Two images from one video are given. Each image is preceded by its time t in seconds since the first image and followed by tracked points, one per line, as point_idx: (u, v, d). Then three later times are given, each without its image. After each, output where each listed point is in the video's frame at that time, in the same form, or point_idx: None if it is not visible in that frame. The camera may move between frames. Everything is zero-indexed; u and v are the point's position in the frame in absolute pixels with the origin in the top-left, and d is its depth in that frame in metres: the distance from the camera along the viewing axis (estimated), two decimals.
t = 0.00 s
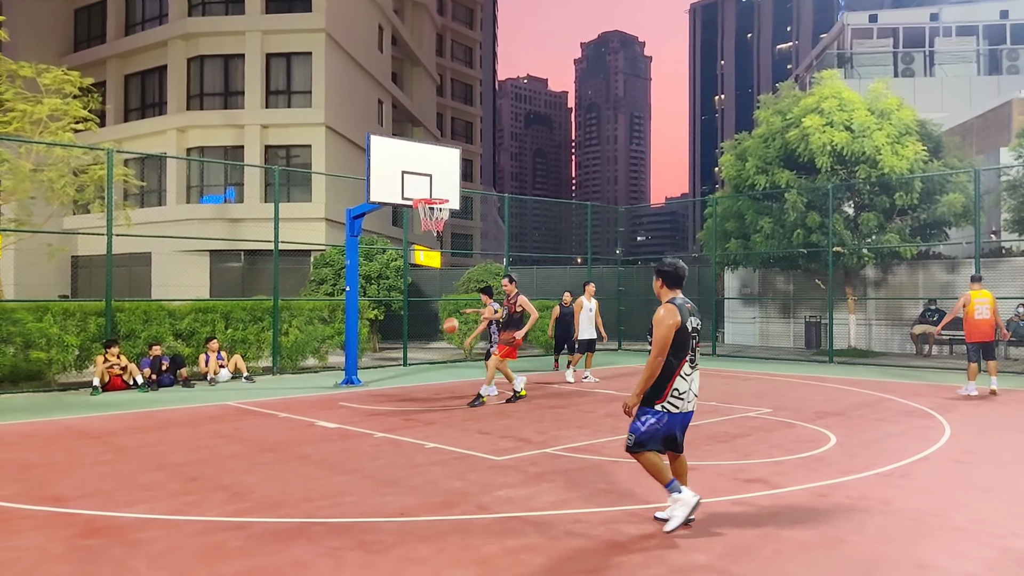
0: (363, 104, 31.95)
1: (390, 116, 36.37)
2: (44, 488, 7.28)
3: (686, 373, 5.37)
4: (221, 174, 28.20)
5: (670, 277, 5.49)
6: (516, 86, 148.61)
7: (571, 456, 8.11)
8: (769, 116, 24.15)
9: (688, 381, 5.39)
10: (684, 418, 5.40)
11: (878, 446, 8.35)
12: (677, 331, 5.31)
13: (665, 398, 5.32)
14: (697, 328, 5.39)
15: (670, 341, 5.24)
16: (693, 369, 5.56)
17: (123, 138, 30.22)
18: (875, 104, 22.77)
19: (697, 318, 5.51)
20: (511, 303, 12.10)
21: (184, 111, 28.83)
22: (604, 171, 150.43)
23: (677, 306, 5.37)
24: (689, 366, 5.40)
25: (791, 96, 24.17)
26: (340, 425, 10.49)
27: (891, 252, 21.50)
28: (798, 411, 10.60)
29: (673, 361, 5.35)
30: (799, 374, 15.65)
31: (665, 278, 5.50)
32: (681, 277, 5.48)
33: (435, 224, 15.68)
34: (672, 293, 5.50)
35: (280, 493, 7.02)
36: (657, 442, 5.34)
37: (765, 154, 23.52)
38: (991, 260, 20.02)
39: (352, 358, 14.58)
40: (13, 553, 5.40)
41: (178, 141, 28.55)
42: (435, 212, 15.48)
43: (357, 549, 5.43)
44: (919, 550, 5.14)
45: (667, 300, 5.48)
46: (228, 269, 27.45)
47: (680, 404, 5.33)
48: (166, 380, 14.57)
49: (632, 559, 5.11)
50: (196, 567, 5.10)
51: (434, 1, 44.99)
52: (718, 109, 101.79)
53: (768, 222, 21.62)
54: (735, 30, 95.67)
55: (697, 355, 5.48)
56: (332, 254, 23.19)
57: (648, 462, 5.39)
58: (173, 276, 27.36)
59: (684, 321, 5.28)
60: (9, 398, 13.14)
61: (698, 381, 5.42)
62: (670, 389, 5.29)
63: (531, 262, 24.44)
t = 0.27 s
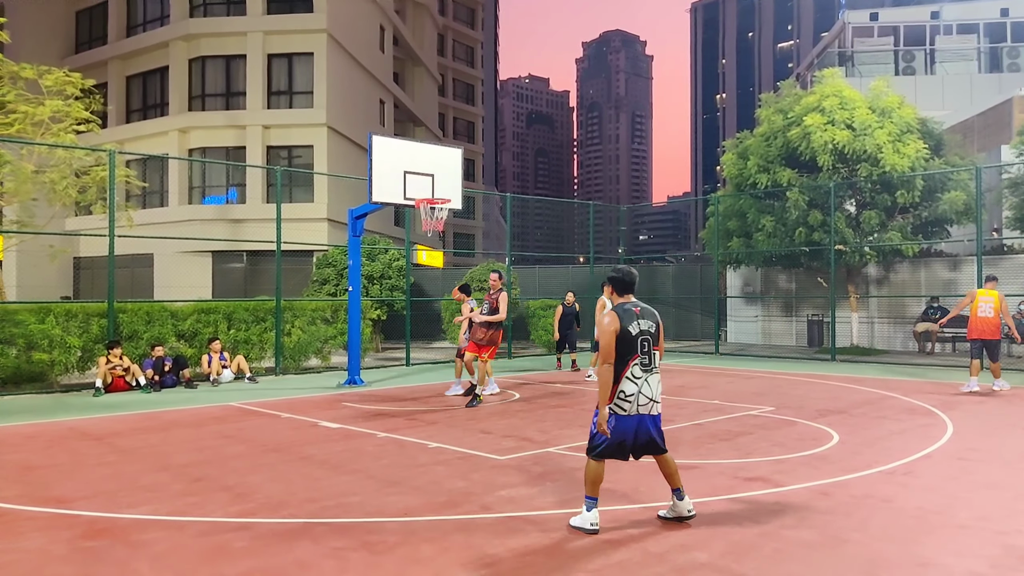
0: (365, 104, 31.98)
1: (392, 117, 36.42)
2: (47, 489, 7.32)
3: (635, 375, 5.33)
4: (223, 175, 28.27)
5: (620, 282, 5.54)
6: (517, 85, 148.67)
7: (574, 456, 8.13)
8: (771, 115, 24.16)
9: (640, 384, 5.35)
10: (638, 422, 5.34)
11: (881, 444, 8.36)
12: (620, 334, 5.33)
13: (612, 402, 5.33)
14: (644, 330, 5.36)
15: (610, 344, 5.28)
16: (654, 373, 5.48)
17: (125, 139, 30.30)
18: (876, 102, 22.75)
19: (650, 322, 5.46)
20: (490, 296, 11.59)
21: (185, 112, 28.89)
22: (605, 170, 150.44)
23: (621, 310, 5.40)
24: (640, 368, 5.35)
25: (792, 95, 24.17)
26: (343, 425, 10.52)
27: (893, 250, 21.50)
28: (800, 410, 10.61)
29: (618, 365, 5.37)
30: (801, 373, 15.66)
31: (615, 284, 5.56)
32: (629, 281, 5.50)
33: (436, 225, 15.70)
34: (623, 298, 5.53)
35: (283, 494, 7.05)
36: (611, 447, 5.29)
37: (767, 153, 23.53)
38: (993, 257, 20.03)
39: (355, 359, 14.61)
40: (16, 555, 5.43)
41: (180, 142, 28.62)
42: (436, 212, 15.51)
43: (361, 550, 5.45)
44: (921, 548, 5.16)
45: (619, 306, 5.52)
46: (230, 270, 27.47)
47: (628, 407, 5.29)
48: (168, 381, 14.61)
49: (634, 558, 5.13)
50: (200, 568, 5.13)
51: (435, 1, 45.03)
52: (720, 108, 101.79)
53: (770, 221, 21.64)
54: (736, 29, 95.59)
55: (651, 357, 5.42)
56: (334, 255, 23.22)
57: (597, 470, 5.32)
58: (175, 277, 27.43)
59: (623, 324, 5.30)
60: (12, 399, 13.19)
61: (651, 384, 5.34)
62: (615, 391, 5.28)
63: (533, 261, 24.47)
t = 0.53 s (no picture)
0: (364, 100, 31.96)
1: (391, 113, 36.44)
2: (44, 485, 7.35)
3: (596, 367, 5.38)
4: (221, 171, 28.27)
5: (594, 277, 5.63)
6: (516, 83, 148.56)
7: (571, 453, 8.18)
8: (769, 114, 24.20)
9: (604, 375, 5.37)
10: (602, 413, 5.34)
11: (876, 442, 8.43)
12: (578, 327, 5.46)
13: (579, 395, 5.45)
14: (600, 320, 5.40)
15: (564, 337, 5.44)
16: (627, 364, 5.42)
17: (122, 134, 30.27)
18: (874, 102, 22.83)
19: (615, 313, 5.45)
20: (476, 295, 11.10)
21: (183, 107, 28.85)
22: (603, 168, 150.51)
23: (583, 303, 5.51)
24: (601, 359, 5.39)
25: (791, 94, 24.23)
26: (341, 422, 10.56)
27: (889, 249, 21.62)
28: (796, 408, 10.68)
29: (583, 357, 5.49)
30: (798, 371, 15.73)
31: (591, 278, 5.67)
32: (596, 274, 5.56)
33: (435, 222, 15.72)
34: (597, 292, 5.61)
35: (281, 491, 7.09)
36: (579, 442, 5.36)
37: (765, 152, 23.59)
38: (988, 258, 20.21)
39: (353, 356, 14.65)
40: (13, 551, 5.46)
41: (177, 138, 28.59)
42: (435, 209, 15.54)
43: (358, 547, 5.49)
44: (914, 545, 5.21)
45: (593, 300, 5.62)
46: (227, 266, 27.48)
47: (590, 398, 5.35)
48: (165, 378, 14.63)
49: (630, 555, 5.19)
50: (198, 564, 5.17)
51: None
52: (718, 108, 101.91)
53: (768, 220, 21.73)
54: (735, 28, 95.62)
55: (615, 347, 5.41)
56: (332, 252, 23.23)
57: (584, 469, 5.36)
58: (171, 273, 27.44)
59: (576, 316, 5.43)
60: (7, 395, 13.18)
61: (611, 374, 5.34)
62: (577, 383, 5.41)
63: (531, 259, 24.52)
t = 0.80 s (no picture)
0: (360, 97, 31.94)
1: (387, 110, 36.42)
2: (39, 482, 7.36)
3: (569, 364, 5.47)
4: (216, 167, 28.24)
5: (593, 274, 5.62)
6: (512, 80, 148.47)
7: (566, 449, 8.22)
8: (765, 112, 24.24)
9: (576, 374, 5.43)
10: (571, 411, 5.41)
11: (870, 438, 8.50)
12: (561, 323, 5.58)
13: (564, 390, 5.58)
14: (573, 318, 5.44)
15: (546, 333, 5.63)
16: (600, 365, 5.37)
17: (117, 130, 30.21)
18: (869, 100, 22.91)
19: (590, 312, 5.41)
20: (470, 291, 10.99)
21: (177, 103, 28.78)
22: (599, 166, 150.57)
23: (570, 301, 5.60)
24: (573, 357, 5.46)
25: (786, 92, 24.29)
26: (337, 418, 10.58)
27: (883, 247, 21.71)
28: (790, 404, 10.75)
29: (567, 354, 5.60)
30: (792, 368, 15.81)
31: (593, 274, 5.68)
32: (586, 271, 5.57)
33: (431, 218, 15.74)
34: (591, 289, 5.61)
35: (276, 487, 7.11)
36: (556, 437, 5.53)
37: (760, 149, 23.63)
38: (981, 255, 20.28)
39: (348, 352, 14.66)
40: (7, 547, 5.48)
41: (172, 133, 28.54)
42: (431, 206, 15.56)
43: (353, 542, 5.52)
44: (906, 539, 5.27)
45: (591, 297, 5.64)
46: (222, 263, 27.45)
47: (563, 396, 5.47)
48: (160, 374, 14.64)
49: (624, 549, 5.23)
50: (193, 560, 5.19)
51: None
52: (714, 105, 102.07)
53: (763, 217, 21.81)
54: (731, 26, 95.79)
55: (586, 347, 5.41)
56: (327, 248, 23.21)
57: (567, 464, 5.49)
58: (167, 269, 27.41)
59: (556, 313, 5.58)
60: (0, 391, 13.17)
61: (577, 373, 5.38)
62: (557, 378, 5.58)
63: (526, 256, 24.56)
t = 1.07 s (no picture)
0: (346, 89, 31.79)
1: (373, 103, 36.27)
2: (18, 475, 7.31)
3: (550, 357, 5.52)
4: (199, 158, 28.02)
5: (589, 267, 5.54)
6: (498, 74, 148.17)
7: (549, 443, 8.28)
8: (751, 111, 24.41)
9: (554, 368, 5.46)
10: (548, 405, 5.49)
11: (849, 434, 8.61)
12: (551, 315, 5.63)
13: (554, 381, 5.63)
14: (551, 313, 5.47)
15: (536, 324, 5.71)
16: (570, 361, 5.34)
17: (98, 118, 29.88)
18: (853, 100, 23.13)
19: (564, 307, 5.39)
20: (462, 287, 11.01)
21: (161, 92, 28.50)
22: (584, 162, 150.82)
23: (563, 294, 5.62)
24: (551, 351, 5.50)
25: (772, 91, 24.46)
26: (320, 412, 10.57)
27: (865, 246, 22.00)
28: (772, 400, 10.86)
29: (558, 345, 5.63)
30: (775, 364, 15.96)
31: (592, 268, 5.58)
32: (578, 265, 5.52)
33: (417, 212, 15.72)
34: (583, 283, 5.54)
35: (259, 480, 7.11)
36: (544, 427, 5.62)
37: (746, 148, 23.80)
38: (961, 255, 20.61)
39: (332, 346, 14.64)
40: None
41: (155, 123, 28.26)
42: (418, 199, 15.54)
43: (336, 535, 5.55)
44: (881, 532, 5.38)
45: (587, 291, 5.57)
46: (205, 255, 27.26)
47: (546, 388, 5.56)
48: (140, 367, 14.54)
49: (605, 542, 5.29)
50: (175, 553, 5.20)
51: None
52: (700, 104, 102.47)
53: (748, 215, 22.01)
54: (718, 25, 96.20)
55: (558, 343, 5.40)
56: (311, 241, 23.11)
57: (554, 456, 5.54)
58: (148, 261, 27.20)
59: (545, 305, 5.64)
60: None
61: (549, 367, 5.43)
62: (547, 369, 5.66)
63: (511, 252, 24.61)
